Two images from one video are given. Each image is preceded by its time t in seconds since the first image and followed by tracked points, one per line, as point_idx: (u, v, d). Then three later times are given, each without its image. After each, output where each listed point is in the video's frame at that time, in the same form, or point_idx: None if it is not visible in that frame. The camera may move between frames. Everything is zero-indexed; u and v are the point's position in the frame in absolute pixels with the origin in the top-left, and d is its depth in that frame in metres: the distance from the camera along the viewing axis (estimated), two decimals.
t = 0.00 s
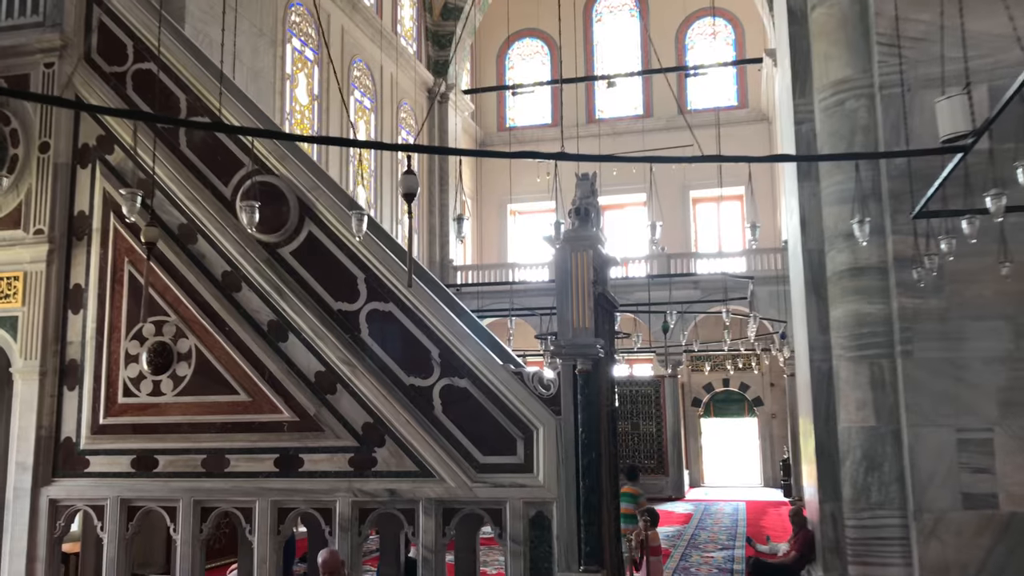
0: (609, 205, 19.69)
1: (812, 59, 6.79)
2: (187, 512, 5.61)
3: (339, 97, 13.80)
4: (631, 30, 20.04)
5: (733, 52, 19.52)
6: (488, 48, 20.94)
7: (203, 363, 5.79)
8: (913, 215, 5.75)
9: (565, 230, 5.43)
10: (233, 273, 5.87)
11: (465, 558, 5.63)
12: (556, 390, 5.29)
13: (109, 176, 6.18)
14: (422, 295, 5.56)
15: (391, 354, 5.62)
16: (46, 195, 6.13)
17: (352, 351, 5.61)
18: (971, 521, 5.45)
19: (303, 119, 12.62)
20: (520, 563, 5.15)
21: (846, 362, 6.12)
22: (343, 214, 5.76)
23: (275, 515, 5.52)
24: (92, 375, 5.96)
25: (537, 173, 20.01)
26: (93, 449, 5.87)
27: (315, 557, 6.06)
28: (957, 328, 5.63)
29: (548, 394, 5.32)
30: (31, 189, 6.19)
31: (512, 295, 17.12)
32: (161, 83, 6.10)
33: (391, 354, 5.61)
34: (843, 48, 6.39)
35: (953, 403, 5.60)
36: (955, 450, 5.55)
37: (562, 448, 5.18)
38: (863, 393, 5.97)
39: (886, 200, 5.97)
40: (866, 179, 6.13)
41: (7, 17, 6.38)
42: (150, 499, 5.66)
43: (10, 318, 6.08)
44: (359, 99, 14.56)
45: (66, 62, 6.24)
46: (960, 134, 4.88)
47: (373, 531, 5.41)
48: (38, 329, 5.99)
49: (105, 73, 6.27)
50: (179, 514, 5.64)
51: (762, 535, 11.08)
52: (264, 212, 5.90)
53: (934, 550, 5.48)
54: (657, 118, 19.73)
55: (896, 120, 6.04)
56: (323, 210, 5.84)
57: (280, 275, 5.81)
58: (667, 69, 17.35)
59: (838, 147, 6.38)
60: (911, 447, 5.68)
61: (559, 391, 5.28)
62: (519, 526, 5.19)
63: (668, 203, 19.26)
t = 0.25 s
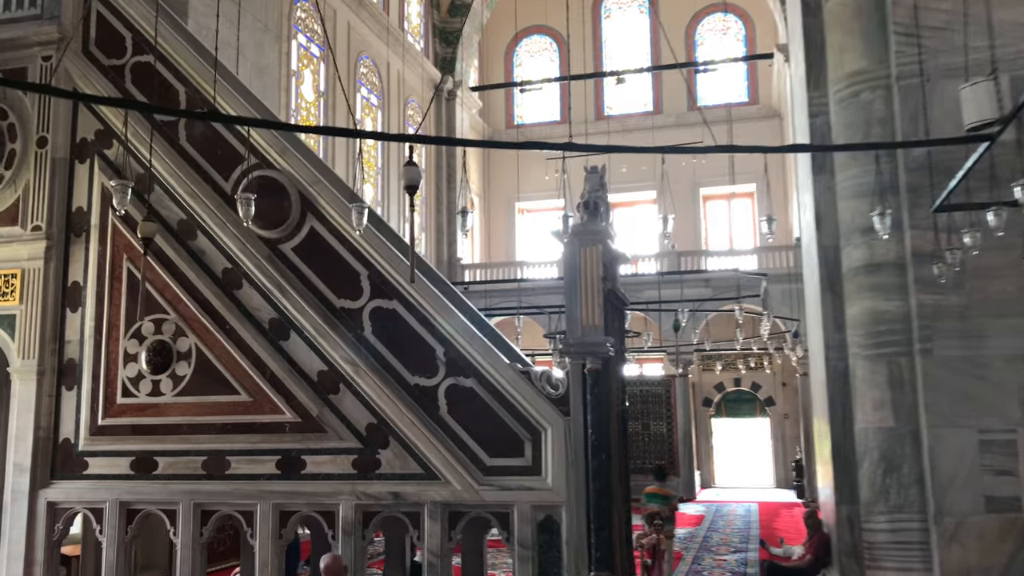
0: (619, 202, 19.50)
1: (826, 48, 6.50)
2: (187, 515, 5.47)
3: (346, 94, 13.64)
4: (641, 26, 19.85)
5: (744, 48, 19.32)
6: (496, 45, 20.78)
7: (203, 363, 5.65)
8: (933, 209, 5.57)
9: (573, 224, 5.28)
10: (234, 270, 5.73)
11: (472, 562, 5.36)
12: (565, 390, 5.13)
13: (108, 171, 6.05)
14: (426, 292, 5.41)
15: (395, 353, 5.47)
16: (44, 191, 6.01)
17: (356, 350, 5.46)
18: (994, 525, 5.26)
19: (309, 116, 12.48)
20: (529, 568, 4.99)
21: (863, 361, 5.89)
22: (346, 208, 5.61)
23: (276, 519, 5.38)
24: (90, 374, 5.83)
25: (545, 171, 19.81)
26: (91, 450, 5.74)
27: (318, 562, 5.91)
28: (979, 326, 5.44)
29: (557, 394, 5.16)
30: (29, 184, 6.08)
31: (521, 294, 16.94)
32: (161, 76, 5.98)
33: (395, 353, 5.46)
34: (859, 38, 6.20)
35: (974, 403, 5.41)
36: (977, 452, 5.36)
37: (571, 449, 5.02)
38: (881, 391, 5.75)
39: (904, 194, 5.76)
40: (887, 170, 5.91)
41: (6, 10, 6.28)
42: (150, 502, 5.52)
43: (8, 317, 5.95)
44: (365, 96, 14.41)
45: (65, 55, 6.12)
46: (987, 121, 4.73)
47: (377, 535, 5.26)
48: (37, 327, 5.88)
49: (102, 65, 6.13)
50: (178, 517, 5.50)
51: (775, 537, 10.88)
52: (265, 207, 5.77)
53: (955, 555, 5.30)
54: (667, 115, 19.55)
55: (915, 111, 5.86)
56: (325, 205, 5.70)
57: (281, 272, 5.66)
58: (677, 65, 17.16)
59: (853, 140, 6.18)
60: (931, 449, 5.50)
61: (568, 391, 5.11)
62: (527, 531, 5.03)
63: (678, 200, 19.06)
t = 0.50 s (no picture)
0: (638, 200, 19.28)
1: (854, 37, 6.21)
2: (200, 515, 5.34)
3: (363, 90, 13.53)
4: (660, 22, 19.63)
5: (765, 43, 19.04)
6: (513, 42, 20.63)
7: (216, 360, 5.54)
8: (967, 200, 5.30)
9: (594, 216, 5.12)
10: (247, 265, 5.61)
11: (490, 564, 5.25)
12: (586, 387, 4.96)
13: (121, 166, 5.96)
14: (443, 287, 5.27)
15: (412, 350, 5.33)
16: (55, 186, 5.93)
17: (371, 347, 5.33)
18: None
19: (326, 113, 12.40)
20: (550, 572, 4.82)
21: (892, 359, 5.60)
22: (360, 202, 5.48)
23: (291, 520, 5.24)
24: (103, 371, 5.74)
25: (563, 168, 19.63)
26: (104, 449, 5.64)
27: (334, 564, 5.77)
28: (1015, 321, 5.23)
29: (578, 392, 4.99)
30: (40, 180, 5.98)
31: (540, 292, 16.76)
32: (174, 69, 5.90)
33: (411, 350, 5.32)
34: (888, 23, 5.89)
35: (1010, 400, 5.20)
36: (1014, 451, 5.15)
37: (592, 449, 4.86)
38: (912, 390, 5.46)
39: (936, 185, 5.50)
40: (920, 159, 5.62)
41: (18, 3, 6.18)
42: (162, 502, 5.40)
43: (18, 314, 5.84)
44: (382, 93, 14.31)
45: (76, 48, 6.00)
46: None
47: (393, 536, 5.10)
48: (47, 325, 5.75)
49: (114, 59, 6.05)
50: (191, 517, 5.38)
51: (801, 539, 10.62)
52: (279, 201, 5.65)
53: (993, 559, 5.08)
54: (687, 111, 19.30)
55: (948, 99, 5.58)
56: (339, 199, 5.56)
57: (295, 267, 5.54)
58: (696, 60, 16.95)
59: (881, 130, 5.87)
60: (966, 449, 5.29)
61: (589, 388, 4.94)
62: (548, 533, 4.87)
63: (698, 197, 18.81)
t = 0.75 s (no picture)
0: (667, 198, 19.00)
1: (896, 25, 5.95)
2: (225, 518, 5.24)
3: (389, 89, 13.43)
4: (688, 17, 19.36)
5: (796, 37, 18.68)
6: (540, 40, 20.46)
7: (241, 360, 5.43)
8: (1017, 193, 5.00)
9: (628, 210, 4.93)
10: (272, 263, 5.50)
11: (522, 569, 5.08)
12: (620, 388, 4.77)
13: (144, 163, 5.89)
14: (471, 284, 5.12)
15: (439, 349, 5.18)
16: (79, 184, 5.87)
17: (397, 346, 5.19)
18: None
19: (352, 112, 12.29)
20: None
21: (937, 358, 5.35)
22: (387, 197, 5.35)
23: (317, 523, 5.11)
24: (127, 371, 5.66)
25: (591, 166, 19.43)
26: (128, 450, 5.56)
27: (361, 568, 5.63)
28: None
29: (612, 393, 4.81)
30: (64, 178, 5.92)
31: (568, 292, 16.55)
32: (197, 64, 5.81)
33: (439, 349, 5.17)
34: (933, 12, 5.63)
35: None
36: None
37: (627, 452, 4.67)
38: (959, 390, 5.20)
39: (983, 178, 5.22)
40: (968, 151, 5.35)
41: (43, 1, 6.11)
42: (187, 504, 5.31)
43: (43, 313, 5.79)
44: (408, 92, 14.20)
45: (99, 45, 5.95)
46: None
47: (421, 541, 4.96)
48: (72, 325, 5.70)
49: (137, 54, 5.97)
50: (216, 520, 5.27)
51: (839, 544, 10.32)
52: (304, 197, 5.53)
53: None
54: (717, 107, 18.97)
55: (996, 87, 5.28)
56: (365, 195, 5.44)
57: (321, 265, 5.41)
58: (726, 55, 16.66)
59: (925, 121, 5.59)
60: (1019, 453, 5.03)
61: (623, 389, 4.76)
62: (581, 538, 4.69)
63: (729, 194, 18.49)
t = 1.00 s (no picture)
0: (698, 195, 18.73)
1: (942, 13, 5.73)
2: (253, 519, 5.15)
3: (418, 87, 13.34)
4: (719, 12, 19.07)
5: (830, 31, 18.31)
6: (568, 38, 20.29)
7: (269, 359, 5.34)
8: None
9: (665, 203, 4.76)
10: (300, 260, 5.40)
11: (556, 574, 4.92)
12: (657, 387, 4.60)
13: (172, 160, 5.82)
14: (503, 281, 4.97)
15: (471, 347, 5.04)
16: (106, 181, 5.82)
17: (427, 345, 5.06)
18: None
19: (380, 110, 12.22)
20: None
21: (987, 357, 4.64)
22: (416, 192, 5.22)
23: (346, 526, 4.99)
24: (154, 370, 5.60)
25: (621, 164, 19.24)
26: (156, 450, 5.49)
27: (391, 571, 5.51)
28: None
29: (649, 392, 4.64)
30: (91, 175, 5.88)
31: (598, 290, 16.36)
32: (224, 58, 5.73)
33: (471, 347, 5.03)
34: None
35: None
36: None
37: (665, 453, 4.50)
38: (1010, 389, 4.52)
39: None
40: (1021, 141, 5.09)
41: None
42: (215, 505, 5.22)
43: (71, 312, 5.75)
44: (437, 90, 14.10)
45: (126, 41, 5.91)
46: None
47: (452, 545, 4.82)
48: (99, 323, 5.65)
49: (164, 50, 5.91)
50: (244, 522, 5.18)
51: (880, 548, 10.01)
52: (331, 193, 5.42)
53: None
54: (750, 103, 18.66)
55: None
56: (394, 191, 5.32)
57: (349, 262, 5.30)
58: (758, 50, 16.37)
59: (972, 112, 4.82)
60: None
61: (661, 389, 4.58)
62: (618, 543, 4.53)
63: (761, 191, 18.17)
